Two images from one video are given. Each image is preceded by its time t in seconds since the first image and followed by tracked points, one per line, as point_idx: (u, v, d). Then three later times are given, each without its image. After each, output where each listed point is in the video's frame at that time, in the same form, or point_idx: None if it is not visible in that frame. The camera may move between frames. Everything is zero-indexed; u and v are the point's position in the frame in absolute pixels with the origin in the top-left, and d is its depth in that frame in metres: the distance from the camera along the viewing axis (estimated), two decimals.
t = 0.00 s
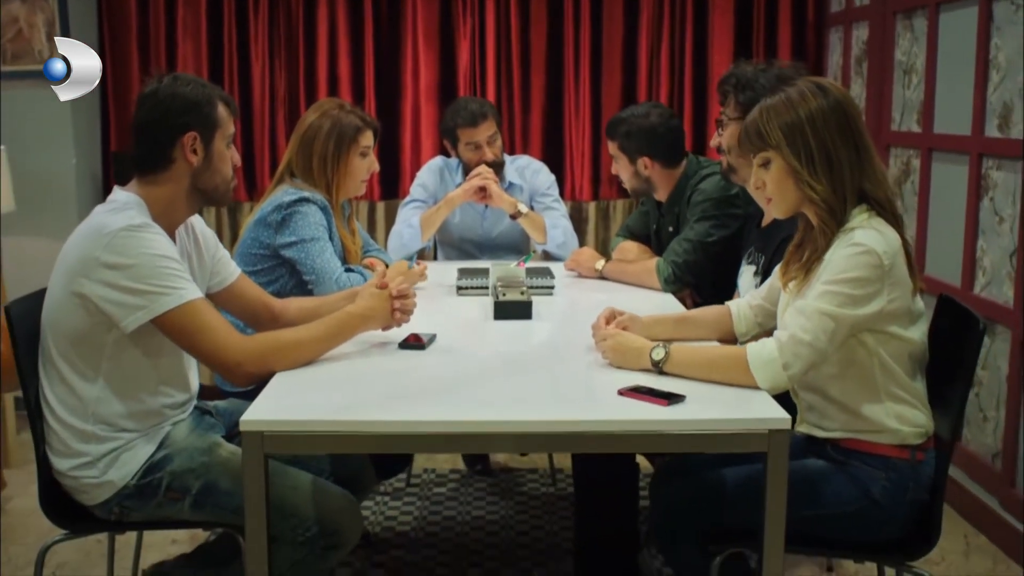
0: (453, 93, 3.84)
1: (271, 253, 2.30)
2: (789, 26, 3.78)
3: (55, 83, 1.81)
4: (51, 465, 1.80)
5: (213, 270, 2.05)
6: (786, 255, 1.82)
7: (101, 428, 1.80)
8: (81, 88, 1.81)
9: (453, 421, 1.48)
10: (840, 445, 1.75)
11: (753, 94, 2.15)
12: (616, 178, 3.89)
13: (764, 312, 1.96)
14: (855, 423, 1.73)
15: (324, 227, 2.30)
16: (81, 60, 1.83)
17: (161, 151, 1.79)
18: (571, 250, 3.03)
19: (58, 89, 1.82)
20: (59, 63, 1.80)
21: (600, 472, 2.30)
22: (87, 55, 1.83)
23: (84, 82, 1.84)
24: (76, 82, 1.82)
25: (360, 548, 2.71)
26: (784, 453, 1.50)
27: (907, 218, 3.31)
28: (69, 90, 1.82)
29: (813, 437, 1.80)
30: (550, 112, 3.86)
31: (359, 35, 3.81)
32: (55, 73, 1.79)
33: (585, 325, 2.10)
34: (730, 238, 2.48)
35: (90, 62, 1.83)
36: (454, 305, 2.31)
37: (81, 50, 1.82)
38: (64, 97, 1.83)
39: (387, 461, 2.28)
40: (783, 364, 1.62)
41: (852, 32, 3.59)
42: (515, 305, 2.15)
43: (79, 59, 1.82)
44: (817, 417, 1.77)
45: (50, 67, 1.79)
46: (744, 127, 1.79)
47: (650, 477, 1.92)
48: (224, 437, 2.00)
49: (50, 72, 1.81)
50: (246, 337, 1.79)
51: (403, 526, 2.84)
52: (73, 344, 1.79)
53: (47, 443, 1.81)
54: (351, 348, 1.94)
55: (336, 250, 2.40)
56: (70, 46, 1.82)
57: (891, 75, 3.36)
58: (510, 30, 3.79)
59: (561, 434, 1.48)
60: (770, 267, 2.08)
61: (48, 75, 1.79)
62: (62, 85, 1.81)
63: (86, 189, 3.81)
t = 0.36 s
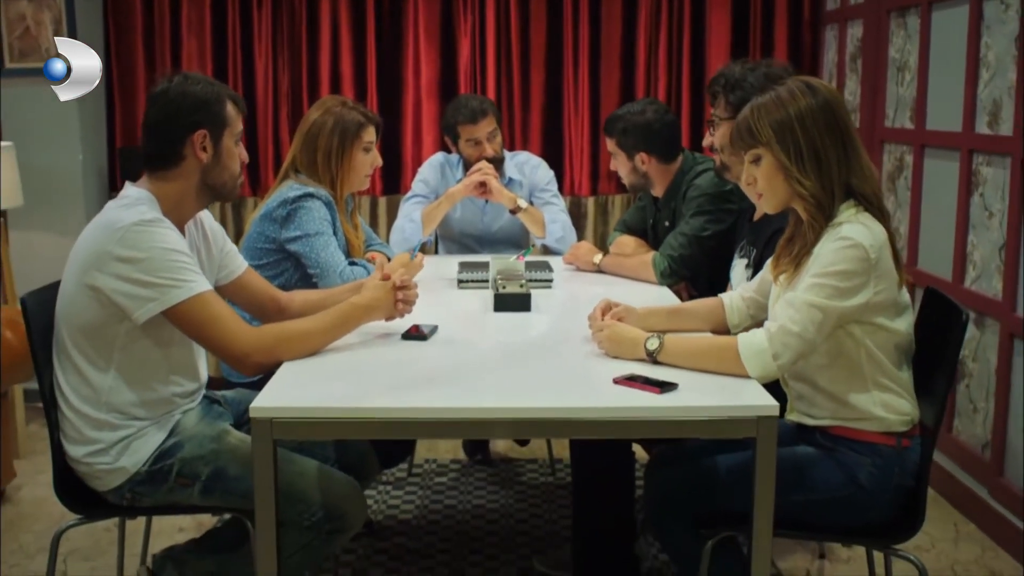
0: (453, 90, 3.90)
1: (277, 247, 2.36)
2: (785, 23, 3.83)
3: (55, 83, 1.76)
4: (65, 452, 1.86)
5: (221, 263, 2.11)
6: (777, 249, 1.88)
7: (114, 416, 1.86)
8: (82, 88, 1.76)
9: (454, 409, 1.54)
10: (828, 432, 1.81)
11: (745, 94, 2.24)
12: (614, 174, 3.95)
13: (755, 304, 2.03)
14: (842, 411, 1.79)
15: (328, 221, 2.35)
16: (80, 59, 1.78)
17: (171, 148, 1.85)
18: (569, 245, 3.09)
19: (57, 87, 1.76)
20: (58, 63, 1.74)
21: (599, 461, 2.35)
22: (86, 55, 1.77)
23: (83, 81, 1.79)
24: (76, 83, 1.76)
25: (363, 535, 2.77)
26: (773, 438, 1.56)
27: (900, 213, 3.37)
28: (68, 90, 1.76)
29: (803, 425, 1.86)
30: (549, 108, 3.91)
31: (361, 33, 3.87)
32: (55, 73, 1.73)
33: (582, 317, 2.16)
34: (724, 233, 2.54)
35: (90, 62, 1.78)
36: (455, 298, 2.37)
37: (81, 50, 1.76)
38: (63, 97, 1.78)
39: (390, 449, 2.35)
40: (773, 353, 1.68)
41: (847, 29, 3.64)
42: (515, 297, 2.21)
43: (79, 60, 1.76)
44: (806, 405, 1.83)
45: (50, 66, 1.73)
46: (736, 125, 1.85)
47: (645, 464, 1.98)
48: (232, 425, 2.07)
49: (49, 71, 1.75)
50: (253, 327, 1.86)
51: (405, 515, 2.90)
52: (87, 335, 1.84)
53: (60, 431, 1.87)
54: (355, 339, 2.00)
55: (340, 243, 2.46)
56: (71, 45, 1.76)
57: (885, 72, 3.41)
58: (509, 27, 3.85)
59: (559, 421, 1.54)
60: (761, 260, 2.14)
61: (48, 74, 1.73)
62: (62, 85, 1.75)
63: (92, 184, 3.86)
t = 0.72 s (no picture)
0: (453, 90, 3.96)
1: (282, 245, 2.42)
2: (781, 24, 3.88)
3: (55, 83, 1.72)
4: (78, 444, 1.92)
5: (228, 260, 2.17)
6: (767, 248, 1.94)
7: (125, 408, 1.92)
8: (82, 88, 1.72)
9: (455, 400, 1.60)
10: (816, 424, 1.87)
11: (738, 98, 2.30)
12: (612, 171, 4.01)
13: (746, 299, 2.10)
14: (830, 404, 1.85)
15: (332, 219, 2.41)
16: (81, 60, 1.74)
17: (181, 149, 1.91)
18: (568, 242, 3.16)
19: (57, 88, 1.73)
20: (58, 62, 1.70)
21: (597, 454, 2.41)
22: (88, 54, 1.74)
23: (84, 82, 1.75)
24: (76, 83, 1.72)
25: (366, 526, 2.83)
26: (761, 429, 1.62)
27: (893, 211, 3.42)
28: (69, 90, 1.73)
29: (793, 417, 1.92)
30: (548, 108, 3.96)
31: (362, 33, 3.92)
32: (54, 74, 1.70)
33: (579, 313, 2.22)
34: (718, 230, 2.60)
35: (90, 61, 1.74)
36: (456, 294, 2.43)
37: (81, 49, 1.72)
38: (63, 98, 1.74)
39: (392, 441, 2.41)
40: (762, 347, 1.74)
41: (841, 30, 3.70)
42: (514, 294, 2.27)
43: (79, 59, 1.73)
44: (795, 398, 1.89)
45: (50, 67, 1.70)
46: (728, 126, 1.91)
47: (640, 455, 2.04)
48: (240, 417, 2.13)
49: (50, 71, 1.71)
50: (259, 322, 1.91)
51: (406, 507, 2.96)
52: (100, 330, 1.91)
53: (73, 422, 1.93)
54: (358, 334, 2.07)
55: (343, 241, 2.52)
56: (71, 45, 1.72)
57: (878, 72, 3.47)
58: (509, 28, 3.90)
59: (555, 411, 1.60)
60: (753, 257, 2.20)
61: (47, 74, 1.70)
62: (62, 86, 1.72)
63: (97, 182, 3.92)
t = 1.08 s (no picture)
0: (454, 90, 4.02)
1: (287, 242, 2.48)
2: (776, 24, 3.94)
3: (54, 84, 1.42)
4: (91, 436, 1.98)
5: (235, 258, 2.23)
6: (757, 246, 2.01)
7: (137, 401, 1.98)
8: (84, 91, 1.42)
9: (456, 393, 1.67)
10: (805, 415, 1.94)
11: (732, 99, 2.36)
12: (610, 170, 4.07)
13: (738, 295, 2.16)
14: (819, 396, 1.91)
15: (335, 218, 2.47)
16: (80, 57, 1.43)
17: (190, 149, 1.97)
18: (566, 239, 3.24)
19: (54, 88, 1.42)
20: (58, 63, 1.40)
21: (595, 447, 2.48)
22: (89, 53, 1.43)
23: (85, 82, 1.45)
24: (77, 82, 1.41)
25: (369, 517, 2.90)
26: (751, 420, 1.68)
27: (886, 209, 3.48)
28: (68, 92, 1.42)
29: (783, 409, 1.99)
30: (547, 107, 4.02)
31: (365, 33, 3.98)
32: (53, 74, 1.39)
33: (577, 309, 2.28)
34: (713, 228, 2.66)
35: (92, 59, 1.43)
36: (456, 290, 2.49)
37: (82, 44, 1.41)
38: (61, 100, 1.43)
39: (394, 433, 2.47)
40: (751, 341, 1.80)
41: (836, 31, 3.75)
42: (513, 290, 2.33)
43: (80, 58, 1.42)
44: (786, 391, 1.96)
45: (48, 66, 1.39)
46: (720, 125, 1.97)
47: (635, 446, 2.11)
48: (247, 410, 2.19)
49: (46, 70, 1.41)
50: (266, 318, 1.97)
51: (408, 499, 3.03)
52: (112, 325, 1.97)
53: (86, 415, 1.99)
54: (362, 329, 2.13)
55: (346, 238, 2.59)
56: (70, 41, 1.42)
57: (872, 72, 3.52)
58: (509, 29, 3.96)
59: (552, 403, 1.67)
60: (745, 254, 2.26)
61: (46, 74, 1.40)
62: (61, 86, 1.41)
63: (103, 180, 3.98)
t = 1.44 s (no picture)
0: (454, 88, 4.08)
1: (292, 239, 2.54)
2: (772, 24, 4.00)
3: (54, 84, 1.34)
4: (103, 427, 2.05)
5: (242, 254, 2.30)
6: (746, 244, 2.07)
7: (147, 393, 2.04)
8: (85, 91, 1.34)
9: (458, 385, 1.73)
10: (796, 407, 2.00)
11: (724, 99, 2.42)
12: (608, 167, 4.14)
13: (730, 291, 2.22)
14: (810, 389, 1.98)
15: (339, 215, 2.53)
16: (81, 58, 1.36)
17: (196, 149, 2.04)
18: (565, 236, 3.31)
19: (54, 89, 1.35)
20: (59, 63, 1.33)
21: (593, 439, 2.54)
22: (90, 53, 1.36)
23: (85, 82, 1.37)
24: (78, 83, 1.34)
25: (371, 508, 2.96)
26: (742, 411, 1.75)
27: (879, 206, 3.54)
28: (68, 91, 1.35)
29: (775, 401, 2.05)
30: (546, 105, 4.08)
31: (367, 32, 4.04)
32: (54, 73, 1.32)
33: (574, 304, 2.35)
34: (708, 226, 2.72)
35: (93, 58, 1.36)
36: (457, 286, 2.56)
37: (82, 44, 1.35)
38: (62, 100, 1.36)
39: (397, 425, 2.54)
40: (742, 335, 1.87)
41: (831, 31, 3.81)
42: (512, 286, 2.39)
43: (82, 57, 1.35)
44: (777, 384, 2.02)
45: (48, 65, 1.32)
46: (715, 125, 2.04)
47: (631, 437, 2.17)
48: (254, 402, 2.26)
49: (46, 69, 1.34)
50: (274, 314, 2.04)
51: (410, 490, 3.09)
52: (123, 320, 2.03)
53: (98, 407, 2.05)
54: (366, 323, 2.19)
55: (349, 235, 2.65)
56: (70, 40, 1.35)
57: (866, 71, 3.58)
58: (509, 28, 4.02)
59: (551, 395, 1.73)
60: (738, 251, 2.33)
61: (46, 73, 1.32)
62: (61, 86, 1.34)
63: (108, 176, 4.03)
